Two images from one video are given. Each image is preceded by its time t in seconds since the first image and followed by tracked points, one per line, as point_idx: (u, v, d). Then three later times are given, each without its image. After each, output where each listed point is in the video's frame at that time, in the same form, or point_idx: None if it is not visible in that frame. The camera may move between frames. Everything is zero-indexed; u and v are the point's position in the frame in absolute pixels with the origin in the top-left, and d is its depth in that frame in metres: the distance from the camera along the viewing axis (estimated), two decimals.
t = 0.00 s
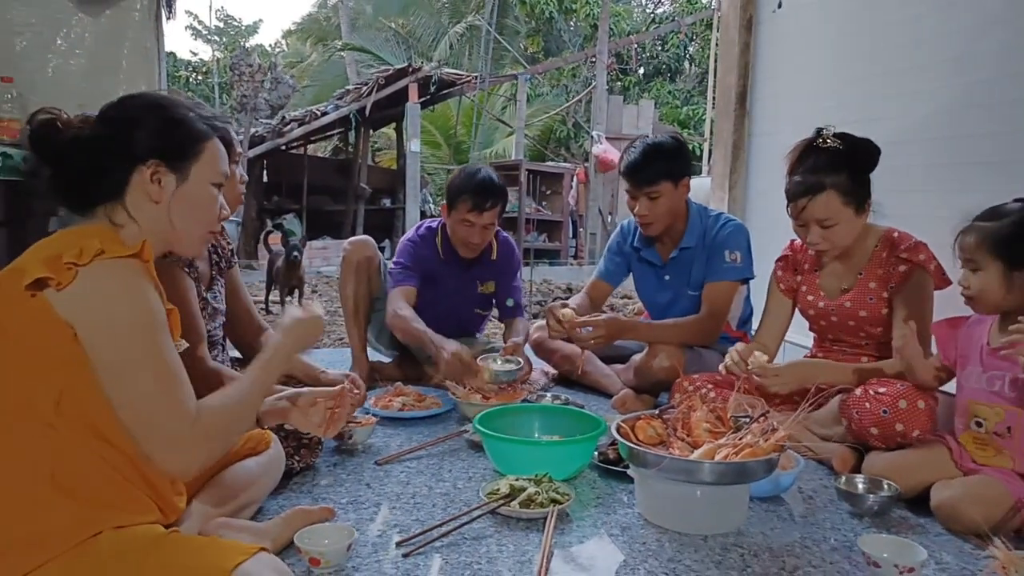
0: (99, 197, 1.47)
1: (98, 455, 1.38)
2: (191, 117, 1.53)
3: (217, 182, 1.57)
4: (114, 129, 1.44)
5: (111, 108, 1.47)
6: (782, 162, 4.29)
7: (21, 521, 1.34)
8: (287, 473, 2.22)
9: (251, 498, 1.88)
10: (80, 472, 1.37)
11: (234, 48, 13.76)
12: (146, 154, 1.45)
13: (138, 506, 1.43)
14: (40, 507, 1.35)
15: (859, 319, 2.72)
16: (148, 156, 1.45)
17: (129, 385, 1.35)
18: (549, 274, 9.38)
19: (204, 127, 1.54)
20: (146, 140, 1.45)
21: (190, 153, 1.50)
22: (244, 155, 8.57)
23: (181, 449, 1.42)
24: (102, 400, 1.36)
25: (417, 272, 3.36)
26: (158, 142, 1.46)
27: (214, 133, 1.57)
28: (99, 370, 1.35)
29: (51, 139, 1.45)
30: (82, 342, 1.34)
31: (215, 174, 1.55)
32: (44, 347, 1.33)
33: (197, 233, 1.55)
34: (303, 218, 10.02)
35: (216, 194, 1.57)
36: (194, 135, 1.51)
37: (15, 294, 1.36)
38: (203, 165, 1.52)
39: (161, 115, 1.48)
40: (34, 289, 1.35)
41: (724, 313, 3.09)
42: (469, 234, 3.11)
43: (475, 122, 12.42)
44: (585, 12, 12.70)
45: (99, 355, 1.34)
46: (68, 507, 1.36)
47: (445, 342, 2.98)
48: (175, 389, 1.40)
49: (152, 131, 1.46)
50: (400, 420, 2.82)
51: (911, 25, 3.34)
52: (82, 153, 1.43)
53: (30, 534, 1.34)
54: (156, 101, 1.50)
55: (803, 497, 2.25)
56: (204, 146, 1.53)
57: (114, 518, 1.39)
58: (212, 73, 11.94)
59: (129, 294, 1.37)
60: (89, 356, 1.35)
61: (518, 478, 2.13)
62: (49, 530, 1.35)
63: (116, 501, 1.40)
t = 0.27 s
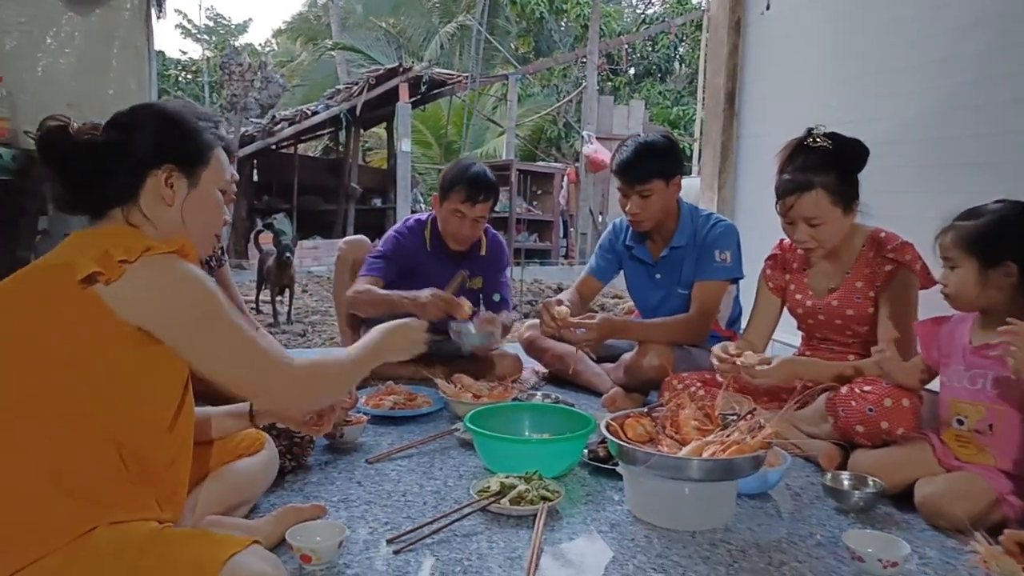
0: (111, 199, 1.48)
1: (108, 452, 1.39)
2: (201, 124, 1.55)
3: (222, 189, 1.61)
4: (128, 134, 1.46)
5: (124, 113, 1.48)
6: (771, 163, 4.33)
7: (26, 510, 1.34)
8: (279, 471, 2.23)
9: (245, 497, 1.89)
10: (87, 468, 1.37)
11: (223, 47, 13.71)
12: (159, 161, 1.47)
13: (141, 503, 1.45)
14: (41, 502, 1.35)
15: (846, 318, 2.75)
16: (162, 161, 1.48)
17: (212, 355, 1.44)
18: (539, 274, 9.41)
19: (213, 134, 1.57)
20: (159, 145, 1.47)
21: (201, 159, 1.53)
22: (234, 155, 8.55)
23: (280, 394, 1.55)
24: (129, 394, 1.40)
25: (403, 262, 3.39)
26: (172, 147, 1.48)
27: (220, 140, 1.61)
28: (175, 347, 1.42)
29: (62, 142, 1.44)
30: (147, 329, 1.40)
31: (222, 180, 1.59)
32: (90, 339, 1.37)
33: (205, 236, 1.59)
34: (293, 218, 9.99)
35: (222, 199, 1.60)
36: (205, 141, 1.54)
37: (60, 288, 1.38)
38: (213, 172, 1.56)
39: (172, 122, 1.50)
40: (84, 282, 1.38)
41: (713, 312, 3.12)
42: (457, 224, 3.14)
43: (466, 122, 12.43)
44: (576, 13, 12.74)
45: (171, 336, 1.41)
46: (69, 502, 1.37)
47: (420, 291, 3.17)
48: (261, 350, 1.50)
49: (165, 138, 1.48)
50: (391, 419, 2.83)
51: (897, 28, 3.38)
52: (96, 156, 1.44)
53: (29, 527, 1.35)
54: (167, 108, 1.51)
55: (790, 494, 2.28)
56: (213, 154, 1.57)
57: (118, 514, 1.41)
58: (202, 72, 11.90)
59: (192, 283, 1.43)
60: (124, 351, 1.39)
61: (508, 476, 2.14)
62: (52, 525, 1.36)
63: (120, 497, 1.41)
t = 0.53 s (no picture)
0: (111, 201, 1.48)
1: (109, 450, 1.42)
2: (200, 130, 1.57)
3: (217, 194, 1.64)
4: (134, 139, 1.46)
5: (127, 119, 1.48)
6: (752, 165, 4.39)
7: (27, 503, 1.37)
8: (263, 469, 2.24)
9: (234, 494, 1.90)
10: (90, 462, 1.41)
11: (205, 44, 13.62)
12: (161, 166, 1.49)
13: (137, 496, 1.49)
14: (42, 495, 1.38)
15: (824, 316, 2.80)
16: (164, 166, 1.49)
17: (230, 336, 1.49)
18: (523, 274, 9.43)
19: (212, 142, 1.59)
20: (164, 151, 1.48)
21: (200, 166, 1.56)
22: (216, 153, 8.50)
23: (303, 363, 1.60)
24: (135, 387, 1.43)
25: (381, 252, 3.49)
26: (176, 154, 1.50)
27: (216, 146, 1.63)
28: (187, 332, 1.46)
29: (66, 144, 1.43)
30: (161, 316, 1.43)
31: (217, 186, 1.62)
32: (99, 330, 1.39)
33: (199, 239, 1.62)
34: (276, 217, 9.95)
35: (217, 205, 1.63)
36: (207, 150, 1.56)
37: (68, 279, 1.39)
38: (211, 178, 1.59)
39: (175, 128, 1.51)
40: (93, 274, 1.39)
41: (694, 311, 3.16)
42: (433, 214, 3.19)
43: (450, 121, 12.43)
44: (559, 13, 12.78)
45: (187, 320, 1.44)
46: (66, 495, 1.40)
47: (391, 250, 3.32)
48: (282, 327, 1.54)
49: (167, 144, 1.49)
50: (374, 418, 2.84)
51: (874, 31, 3.44)
52: (100, 159, 1.44)
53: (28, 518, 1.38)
54: (169, 113, 1.52)
55: (767, 489, 2.32)
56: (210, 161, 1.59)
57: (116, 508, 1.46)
58: (183, 69, 11.81)
59: (202, 271, 1.46)
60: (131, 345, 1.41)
61: (491, 472, 2.17)
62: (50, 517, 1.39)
63: (117, 492, 1.45)
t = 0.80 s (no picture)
0: (91, 198, 1.46)
1: (84, 448, 1.40)
2: (182, 131, 1.58)
3: (195, 195, 1.64)
4: (117, 136, 1.46)
5: (108, 118, 1.49)
6: (737, 165, 4.43)
7: (10, 499, 1.35)
8: (252, 469, 2.25)
9: (220, 493, 1.91)
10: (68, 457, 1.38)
11: (192, 44, 13.55)
12: (143, 164, 1.49)
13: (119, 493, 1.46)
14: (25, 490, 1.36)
15: (809, 315, 2.85)
16: (145, 164, 1.49)
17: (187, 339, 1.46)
18: (512, 274, 9.45)
19: (192, 142, 1.60)
20: (146, 149, 1.49)
21: (181, 166, 1.56)
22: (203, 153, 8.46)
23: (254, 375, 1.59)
24: (107, 383, 1.41)
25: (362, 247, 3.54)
26: (158, 153, 1.51)
27: (197, 148, 1.64)
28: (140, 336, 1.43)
29: (48, 140, 1.42)
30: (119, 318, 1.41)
31: (196, 186, 1.63)
32: (62, 328, 1.37)
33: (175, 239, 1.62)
34: (263, 217, 9.91)
35: (195, 205, 1.64)
36: (188, 149, 1.57)
37: (27, 277, 1.37)
38: (189, 178, 1.59)
39: (158, 128, 1.52)
40: (49, 274, 1.37)
41: (680, 310, 3.19)
42: (415, 211, 3.22)
43: (438, 121, 12.44)
44: (547, 14, 12.82)
45: (144, 322, 1.42)
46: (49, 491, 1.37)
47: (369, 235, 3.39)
48: (236, 336, 1.54)
49: (149, 143, 1.49)
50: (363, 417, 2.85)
51: (857, 33, 3.49)
52: (82, 155, 1.43)
53: (12, 516, 1.35)
54: (151, 114, 1.53)
55: (752, 486, 2.35)
56: (190, 162, 1.60)
57: (99, 504, 1.42)
58: (170, 68, 11.75)
59: (161, 270, 1.44)
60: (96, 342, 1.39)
61: (479, 470, 2.19)
62: (33, 514, 1.36)
63: (98, 489, 1.42)
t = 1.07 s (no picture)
0: (75, 194, 1.46)
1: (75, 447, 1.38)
2: (168, 126, 1.58)
3: (183, 189, 1.63)
4: (100, 132, 1.46)
5: (92, 114, 1.49)
6: (732, 165, 4.45)
7: (6, 501, 1.33)
8: (249, 466, 2.26)
9: (216, 491, 1.92)
10: (61, 456, 1.37)
11: (187, 43, 13.52)
12: (127, 158, 1.49)
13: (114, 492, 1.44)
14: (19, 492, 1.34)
15: (804, 314, 2.87)
16: (129, 158, 1.49)
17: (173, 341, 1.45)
18: (508, 273, 9.47)
19: (178, 136, 1.60)
20: (129, 144, 1.49)
21: (166, 159, 1.56)
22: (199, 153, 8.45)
23: (239, 378, 1.57)
24: (96, 382, 1.39)
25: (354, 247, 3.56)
26: (142, 147, 1.51)
27: (184, 144, 1.64)
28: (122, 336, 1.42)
29: (31, 137, 1.42)
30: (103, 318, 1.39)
31: (184, 181, 1.62)
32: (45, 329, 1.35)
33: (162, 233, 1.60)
34: (259, 217, 9.90)
35: (182, 199, 1.63)
36: (173, 143, 1.56)
37: (9, 278, 1.36)
38: (176, 172, 1.58)
39: (142, 122, 1.52)
40: (29, 276, 1.36)
41: (675, 308, 3.21)
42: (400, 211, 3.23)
43: (434, 121, 12.45)
44: (544, 14, 12.84)
45: (129, 322, 1.41)
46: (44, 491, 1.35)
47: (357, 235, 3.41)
48: (220, 338, 1.52)
49: (133, 136, 1.49)
50: (360, 415, 2.86)
51: (850, 35, 3.51)
52: (65, 151, 1.43)
53: (9, 518, 1.33)
54: (136, 109, 1.53)
55: (746, 483, 2.37)
56: (177, 155, 1.59)
57: (96, 503, 1.40)
58: (165, 68, 11.72)
59: (145, 270, 1.43)
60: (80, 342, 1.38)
61: (475, 468, 2.20)
62: (28, 515, 1.34)
63: (94, 488, 1.40)
